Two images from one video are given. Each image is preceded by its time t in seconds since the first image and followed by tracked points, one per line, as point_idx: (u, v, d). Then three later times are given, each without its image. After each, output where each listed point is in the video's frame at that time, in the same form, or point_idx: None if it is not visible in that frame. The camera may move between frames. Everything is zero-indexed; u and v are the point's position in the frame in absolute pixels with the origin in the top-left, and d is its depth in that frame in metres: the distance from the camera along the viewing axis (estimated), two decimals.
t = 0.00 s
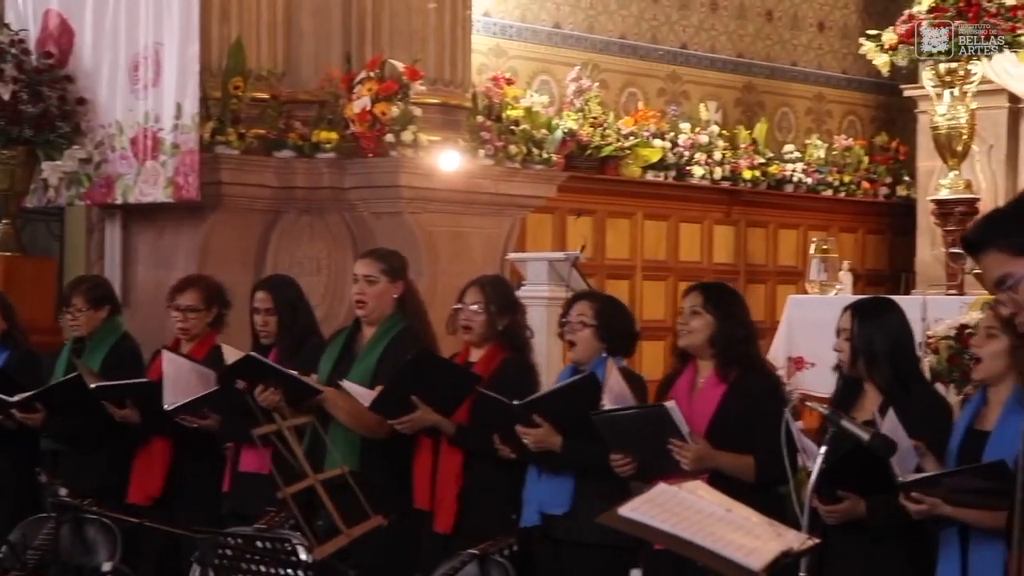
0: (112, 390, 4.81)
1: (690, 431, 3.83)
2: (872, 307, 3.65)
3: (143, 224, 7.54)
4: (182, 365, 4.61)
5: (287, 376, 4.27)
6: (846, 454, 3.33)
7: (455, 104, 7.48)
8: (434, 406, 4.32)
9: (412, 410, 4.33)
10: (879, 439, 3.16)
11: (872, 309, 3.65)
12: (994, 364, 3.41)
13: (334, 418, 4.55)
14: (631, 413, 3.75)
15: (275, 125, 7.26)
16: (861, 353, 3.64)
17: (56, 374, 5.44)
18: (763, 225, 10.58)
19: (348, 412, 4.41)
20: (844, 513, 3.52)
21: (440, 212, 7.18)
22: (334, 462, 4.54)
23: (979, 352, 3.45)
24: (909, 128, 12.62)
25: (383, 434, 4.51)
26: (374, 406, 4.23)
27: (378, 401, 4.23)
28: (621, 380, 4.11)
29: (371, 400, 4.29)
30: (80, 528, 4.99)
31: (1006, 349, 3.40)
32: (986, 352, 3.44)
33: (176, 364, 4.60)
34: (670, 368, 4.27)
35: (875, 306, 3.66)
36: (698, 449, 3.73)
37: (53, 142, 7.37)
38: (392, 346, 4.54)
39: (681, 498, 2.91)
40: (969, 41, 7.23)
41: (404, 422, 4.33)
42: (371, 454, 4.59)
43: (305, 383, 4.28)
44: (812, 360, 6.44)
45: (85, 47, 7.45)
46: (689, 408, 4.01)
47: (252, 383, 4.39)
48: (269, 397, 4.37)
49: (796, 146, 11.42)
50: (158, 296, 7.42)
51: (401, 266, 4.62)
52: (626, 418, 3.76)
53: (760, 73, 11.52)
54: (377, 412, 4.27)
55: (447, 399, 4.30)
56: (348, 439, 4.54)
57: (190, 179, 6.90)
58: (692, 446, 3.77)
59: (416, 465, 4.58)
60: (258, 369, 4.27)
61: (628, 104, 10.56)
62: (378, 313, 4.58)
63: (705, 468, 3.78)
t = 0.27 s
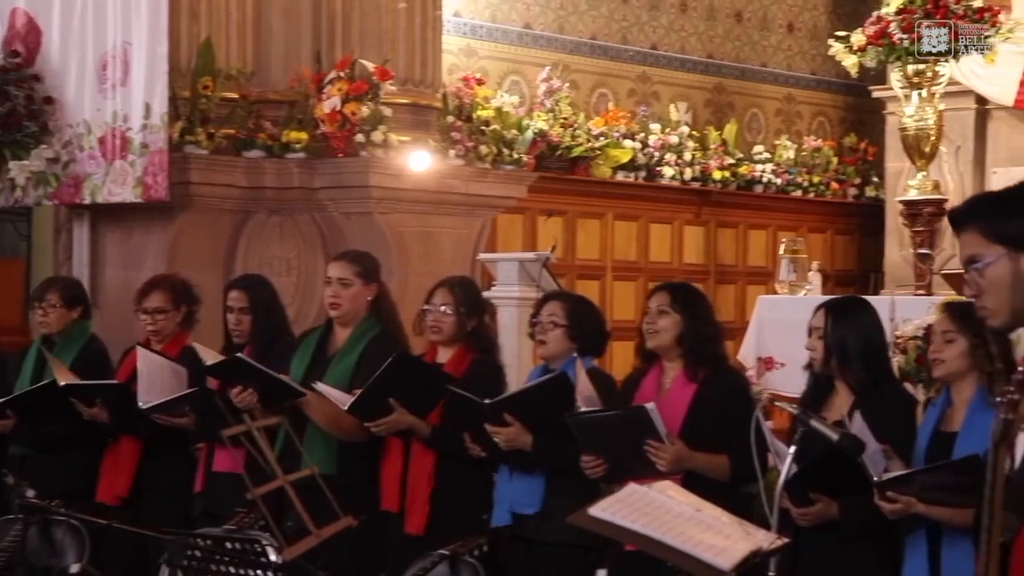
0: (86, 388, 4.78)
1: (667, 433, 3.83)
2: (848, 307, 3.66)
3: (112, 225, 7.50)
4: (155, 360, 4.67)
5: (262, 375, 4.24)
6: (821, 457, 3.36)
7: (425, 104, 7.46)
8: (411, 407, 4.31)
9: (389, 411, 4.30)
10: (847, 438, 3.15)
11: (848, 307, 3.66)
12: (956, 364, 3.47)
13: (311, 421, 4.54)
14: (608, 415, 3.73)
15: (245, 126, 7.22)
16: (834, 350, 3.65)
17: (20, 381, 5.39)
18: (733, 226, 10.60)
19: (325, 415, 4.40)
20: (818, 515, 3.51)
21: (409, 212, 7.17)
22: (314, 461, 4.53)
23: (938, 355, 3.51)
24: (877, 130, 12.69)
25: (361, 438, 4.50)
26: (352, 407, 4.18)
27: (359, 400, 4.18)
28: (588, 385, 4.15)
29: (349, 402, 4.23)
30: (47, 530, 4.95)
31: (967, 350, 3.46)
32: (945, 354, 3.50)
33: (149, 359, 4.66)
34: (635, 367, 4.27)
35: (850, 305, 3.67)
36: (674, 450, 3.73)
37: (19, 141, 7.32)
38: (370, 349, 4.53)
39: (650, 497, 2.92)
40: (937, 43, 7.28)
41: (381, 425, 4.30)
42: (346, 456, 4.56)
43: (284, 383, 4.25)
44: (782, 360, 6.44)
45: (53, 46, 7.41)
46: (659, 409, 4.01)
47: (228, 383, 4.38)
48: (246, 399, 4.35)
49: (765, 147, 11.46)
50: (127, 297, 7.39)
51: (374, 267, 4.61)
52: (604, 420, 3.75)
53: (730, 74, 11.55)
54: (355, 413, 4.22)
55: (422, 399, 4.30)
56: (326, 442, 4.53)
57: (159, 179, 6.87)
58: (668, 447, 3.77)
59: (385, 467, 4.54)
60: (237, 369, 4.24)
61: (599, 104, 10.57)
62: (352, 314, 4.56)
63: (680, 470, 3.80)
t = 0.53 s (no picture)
0: (59, 390, 4.73)
1: (640, 433, 3.84)
2: (825, 308, 3.68)
3: (78, 226, 7.45)
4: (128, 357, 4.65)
5: (242, 377, 4.24)
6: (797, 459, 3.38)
7: (394, 104, 7.48)
8: (395, 412, 4.33)
9: (375, 414, 4.32)
10: (814, 439, 3.18)
11: (825, 307, 3.69)
12: (932, 372, 3.48)
13: (289, 423, 4.51)
14: (585, 416, 3.72)
15: (213, 125, 7.21)
16: (811, 349, 3.66)
17: None
18: (701, 227, 10.62)
19: (304, 417, 4.38)
20: (794, 517, 3.50)
21: (379, 212, 7.16)
22: (291, 465, 4.49)
23: (913, 363, 3.52)
24: (844, 131, 12.75)
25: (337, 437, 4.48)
26: (339, 415, 4.20)
27: (345, 406, 4.19)
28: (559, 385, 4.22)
29: (336, 408, 4.24)
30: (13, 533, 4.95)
31: (942, 357, 3.48)
32: (920, 363, 3.51)
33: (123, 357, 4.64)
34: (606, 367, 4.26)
35: (827, 305, 3.69)
36: (648, 450, 3.73)
37: None
38: (346, 349, 4.51)
39: (618, 498, 2.92)
40: (903, 44, 7.30)
41: (366, 429, 4.31)
42: (322, 456, 4.53)
43: (264, 384, 4.25)
44: (751, 360, 6.47)
45: (18, 44, 7.34)
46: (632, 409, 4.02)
47: (205, 382, 4.37)
48: (223, 399, 4.35)
49: (734, 148, 11.49)
50: (95, 297, 7.31)
51: (352, 268, 4.60)
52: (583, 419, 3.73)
53: (699, 75, 11.59)
54: (343, 420, 4.23)
55: (405, 404, 4.33)
56: (303, 445, 4.50)
57: (126, 178, 6.84)
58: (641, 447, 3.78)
59: (362, 469, 4.53)
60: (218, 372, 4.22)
61: (567, 105, 10.58)
62: (331, 316, 4.55)
63: (654, 469, 3.80)
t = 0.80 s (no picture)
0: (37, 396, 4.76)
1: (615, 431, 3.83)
2: (799, 308, 3.67)
3: (43, 226, 7.40)
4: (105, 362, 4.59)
5: (222, 376, 4.22)
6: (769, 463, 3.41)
7: (362, 105, 7.45)
8: (378, 414, 4.30)
9: (359, 418, 4.28)
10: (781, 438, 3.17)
11: (798, 308, 3.68)
12: (912, 373, 3.52)
13: (265, 421, 4.45)
14: (556, 416, 3.72)
15: (179, 125, 7.19)
16: (786, 350, 3.66)
17: None
18: (668, 227, 10.65)
19: (281, 416, 4.36)
20: (767, 517, 3.50)
21: (346, 212, 7.15)
22: (266, 464, 4.47)
23: (893, 363, 3.55)
24: (810, 131, 12.81)
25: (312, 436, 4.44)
26: (324, 419, 4.16)
27: (329, 413, 4.16)
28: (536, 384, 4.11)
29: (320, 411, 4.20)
30: None
31: (922, 358, 3.52)
32: (900, 363, 3.54)
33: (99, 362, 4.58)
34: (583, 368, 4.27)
35: (799, 305, 3.68)
36: (621, 449, 3.75)
37: None
38: (321, 347, 4.50)
39: (585, 498, 2.91)
40: (869, 45, 7.32)
41: (350, 433, 4.28)
42: (300, 456, 4.50)
43: (242, 384, 4.24)
44: (717, 360, 6.48)
45: None
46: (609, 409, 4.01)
47: (181, 382, 4.33)
48: (200, 399, 4.33)
49: (701, 148, 11.52)
50: (63, 298, 7.22)
51: (328, 267, 4.57)
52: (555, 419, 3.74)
53: (666, 76, 11.63)
54: (327, 424, 4.19)
55: (387, 405, 4.29)
56: (280, 443, 4.46)
57: (90, 178, 6.80)
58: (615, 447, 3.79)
59: (338, 470, 4.51)
60: (194, 372, 4.21)
61: (535, 105, 10.59)
62: (307, 316, 4.53)
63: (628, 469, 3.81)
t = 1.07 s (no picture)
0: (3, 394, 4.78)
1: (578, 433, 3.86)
2: (762, 308, 3.67)
3: None
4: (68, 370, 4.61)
5: (190, 378, 4.21)
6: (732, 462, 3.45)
7: (321, 104, 7.45)
8: (345, 413, 4.30)
9: (326, 415, 4.29)
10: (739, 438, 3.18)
11: (760, 308, 3.68)
12: (883, 373, 3.56)
13: (229, 423, 4.47)
14: (518, 416, 3.72)
15: (136, 124, 7.13)
16: (749, 350, 3.66)
17: None
18: (628, 227, 10.66)
19: (245, 415, 4.35)
20: (727, 516, 3.51)
21: (306, 212, 7.13)
22: (231, 464, 4.47)
23: (865, 362, 3.59)
24: (768, 132, 12.88)
25: (278, 435, 4.44)
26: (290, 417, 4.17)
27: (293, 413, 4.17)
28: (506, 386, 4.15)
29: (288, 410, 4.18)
30: None
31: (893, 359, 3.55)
32: (872, 362, 3.58)
33: (62, 370, 4.60)
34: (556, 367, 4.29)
35: (761, 305, 3.69)
36: (585, 452, 3.76)
37: None
38: (285, 346, 4.48)
39: (544, 498, 2.90)
40: (826, 47, 7.38)
41: (317, 432, 4.28)
42: (266, 456, 4.49)
43: (209, 384, 4.21)
44: (677, 360, 6.45)
45: None
46: (578, 409, 4.03)
47: (146, 384, 4.35)
48: (165, 400, 4.34)
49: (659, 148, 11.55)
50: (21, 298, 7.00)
51: (292, 266, 4.55)
52: (515, 423, 3.73)
53: (625, 76, 11.65)
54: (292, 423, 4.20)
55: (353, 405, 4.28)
56: (245, 443, 4.46)
57: (47, 178, 6.73)
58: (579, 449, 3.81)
59: (306, 469, 4.48)
60: (156, 373, 4.21)
61: (495, 105, 10.58)
62: (271, 316, 4.50)
63: (593, 471, 3.83)
